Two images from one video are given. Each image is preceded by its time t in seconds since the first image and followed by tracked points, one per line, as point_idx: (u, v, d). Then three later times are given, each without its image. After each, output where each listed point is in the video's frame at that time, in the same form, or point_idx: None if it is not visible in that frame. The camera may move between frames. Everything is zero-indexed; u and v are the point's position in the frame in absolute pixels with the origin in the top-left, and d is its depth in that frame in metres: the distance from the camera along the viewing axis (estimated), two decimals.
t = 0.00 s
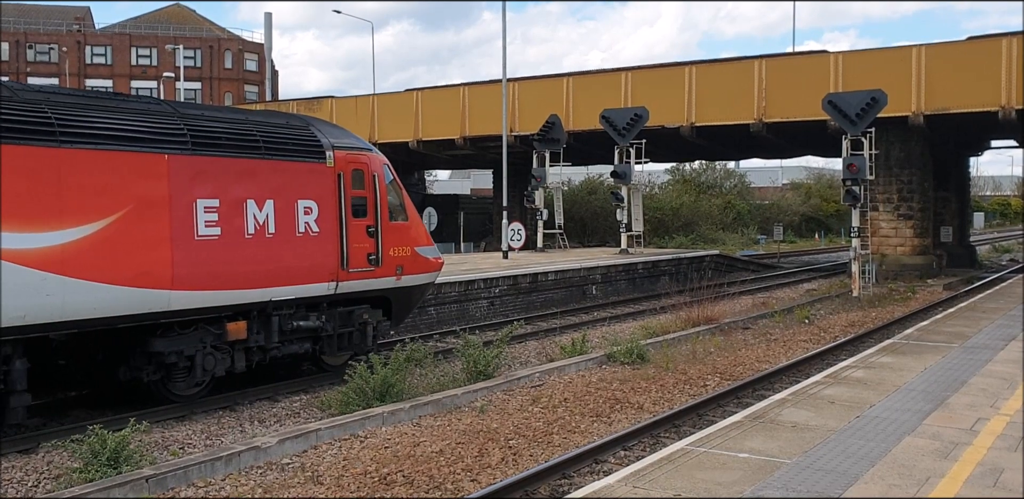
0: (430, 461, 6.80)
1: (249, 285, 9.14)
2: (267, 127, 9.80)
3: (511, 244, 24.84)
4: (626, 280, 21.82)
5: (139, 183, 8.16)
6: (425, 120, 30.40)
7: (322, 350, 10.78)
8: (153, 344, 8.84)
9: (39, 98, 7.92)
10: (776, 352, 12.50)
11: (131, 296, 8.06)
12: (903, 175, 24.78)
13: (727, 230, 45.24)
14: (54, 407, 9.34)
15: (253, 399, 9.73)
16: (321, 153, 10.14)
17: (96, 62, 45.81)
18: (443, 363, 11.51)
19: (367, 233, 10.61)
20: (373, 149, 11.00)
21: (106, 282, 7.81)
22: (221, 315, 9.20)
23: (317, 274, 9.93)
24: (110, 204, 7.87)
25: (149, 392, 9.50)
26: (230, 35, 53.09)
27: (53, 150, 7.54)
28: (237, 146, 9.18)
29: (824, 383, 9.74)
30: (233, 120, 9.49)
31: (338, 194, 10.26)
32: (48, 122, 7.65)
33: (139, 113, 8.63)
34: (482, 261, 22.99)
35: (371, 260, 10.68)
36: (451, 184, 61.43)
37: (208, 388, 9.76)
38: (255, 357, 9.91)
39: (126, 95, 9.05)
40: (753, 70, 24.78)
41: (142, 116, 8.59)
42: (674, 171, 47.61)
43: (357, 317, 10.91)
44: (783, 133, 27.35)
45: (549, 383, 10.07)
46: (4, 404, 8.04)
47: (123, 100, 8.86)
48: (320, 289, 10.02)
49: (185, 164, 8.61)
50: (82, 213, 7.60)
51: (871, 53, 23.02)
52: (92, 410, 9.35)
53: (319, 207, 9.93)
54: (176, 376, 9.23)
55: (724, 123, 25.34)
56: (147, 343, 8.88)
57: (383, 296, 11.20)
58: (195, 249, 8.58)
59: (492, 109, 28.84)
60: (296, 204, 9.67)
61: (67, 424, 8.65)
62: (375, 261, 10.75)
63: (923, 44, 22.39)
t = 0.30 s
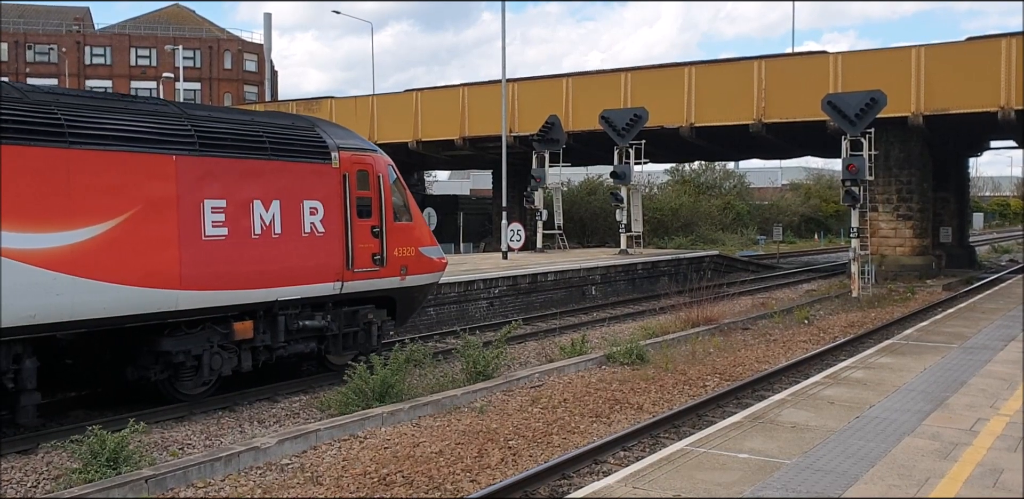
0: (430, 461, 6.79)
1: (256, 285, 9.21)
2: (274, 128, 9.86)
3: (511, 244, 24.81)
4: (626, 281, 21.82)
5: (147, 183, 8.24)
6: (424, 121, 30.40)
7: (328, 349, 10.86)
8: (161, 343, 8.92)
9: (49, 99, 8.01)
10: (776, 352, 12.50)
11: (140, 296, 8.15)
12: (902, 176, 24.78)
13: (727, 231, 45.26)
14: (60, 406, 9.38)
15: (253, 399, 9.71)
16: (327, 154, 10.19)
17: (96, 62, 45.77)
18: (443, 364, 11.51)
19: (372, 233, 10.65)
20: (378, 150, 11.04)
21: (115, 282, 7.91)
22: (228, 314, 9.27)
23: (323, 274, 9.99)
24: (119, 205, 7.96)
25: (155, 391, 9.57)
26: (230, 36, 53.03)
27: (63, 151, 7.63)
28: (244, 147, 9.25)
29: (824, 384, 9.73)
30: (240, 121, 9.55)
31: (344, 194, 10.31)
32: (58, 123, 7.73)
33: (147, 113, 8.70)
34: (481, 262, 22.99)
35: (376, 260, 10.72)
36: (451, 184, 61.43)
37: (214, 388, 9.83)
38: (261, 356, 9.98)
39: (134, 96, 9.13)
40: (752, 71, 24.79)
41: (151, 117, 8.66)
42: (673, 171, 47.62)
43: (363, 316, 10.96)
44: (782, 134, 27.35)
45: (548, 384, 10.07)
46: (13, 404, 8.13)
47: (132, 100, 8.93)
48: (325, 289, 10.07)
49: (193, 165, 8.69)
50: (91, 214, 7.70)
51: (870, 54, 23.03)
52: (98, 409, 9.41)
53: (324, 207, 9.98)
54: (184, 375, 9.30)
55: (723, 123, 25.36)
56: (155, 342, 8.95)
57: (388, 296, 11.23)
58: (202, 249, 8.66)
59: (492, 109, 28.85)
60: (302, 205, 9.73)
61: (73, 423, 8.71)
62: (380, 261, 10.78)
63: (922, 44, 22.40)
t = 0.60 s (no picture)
0: (429, 462, 6.78)
1: (262, 284, 9.26)
2: (280, 128, 9.91)
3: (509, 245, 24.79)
4: (625, 281, 21.82)
5: (156, 184, 8.30)
6: (423, 121, 30.39)
7: (333, 348, 10.91)
8: (169, 342, 8.96)
9: (60, 101, 8.07)
10: (774, 353, 12.49)
11: (148, 296, 8.21)
12: (901, 176, 24.79)
13: (726, 231, 45.26)
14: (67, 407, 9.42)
15: (251, 400, 9.69)
16: (333, 155, 10.25)
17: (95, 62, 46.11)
18: (442, 364, 11.52)
19: (377, 233, 10.70)
20: (382, 150, 11.10)
21: (124, 282, 7.97)
22: (235, 313, 9.32)
23: (329, 273, 10.03)
24: (128, 205, 8.02)
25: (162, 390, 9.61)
26: (229, 36, 53.12)
27: (73, 152, 7.69)
28: (251, 148, 9.31)
29: (823, 384, 9.73)
30: (247, 122, 9.61)
31: (349, 195, 10.37)
32: (68, 124, 7.80)
33: (156, 114, 8.77)
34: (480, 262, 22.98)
35: (381, 260, 10.77)
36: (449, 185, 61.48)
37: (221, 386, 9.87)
38: (267, 355, 10.02)
39: (143, 98, 9.19)
40: (751, 71, 24.79)
41: (160, 118, 8.73)
42: (672, 172, 47.62)
43: (368, 316, 10.99)
44: (781, 134, 27.36)
45: (547, 384, 10.06)
46: (24, 402, 8.20)
47: (140, 101, 8.99)
48: (331, 289, 10.11)
49: (201, 165, 8.75)
50: (101, 214, 7.75)
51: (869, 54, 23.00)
52: (109, 409, 9.43)
53: (330, 207, 10.04)
54: (192, 374, 9.35)
55: (723, 124, 25.35)
56: (163, 341, 8.99)
57: (392, 296, 11.27)
58: (210, 249, 8.71)
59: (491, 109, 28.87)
60: (309, 205, 9.79)
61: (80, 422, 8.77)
62: (385, 261, 10.83)
63: (920, 45, 22.37)
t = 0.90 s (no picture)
0: (428, 462, 6.78)
1: (271, 283, 9.35)
2: (287, 130, 10.01)
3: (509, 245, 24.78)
4: (624, 282, 21.83)
5: (167, 185, 8.39)
6: (423, 121, 30.40)
7: (340, 347, 11.05)
8: (179, 341, 9.08)
9: (72, 103, 8.17)
10: (774, 353, 12.50)
11: (159, 295, 8.30)
12: (900, 177, 24.78)
13: (726, 231, 45.24)
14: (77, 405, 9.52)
15: (250, 400, 9.70)
16: (340, 156, 10.35)
17: (94, 63, 46.93)
18: (443, 365, 11.53)
19: (383, 233, 10.81)
20: (388, 151, 11.21)
21: (136, 281, 8.05)
22: (244, 312, 9.43)
23: (336, 273, 10.14)
24: (139, 206, 8.11)
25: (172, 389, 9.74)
26: (229, 37, 53.34)
27: (85, 154, 7.78)
28: (259, 149, 9.40)
29: (823, 385, 9.73)
30: (255, 123, 9.70)
31: (356, 195, 10.47)
32: (80, 126, 7.89)
33: (165, 116, 8.86)
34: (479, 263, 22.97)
35: (387, 260, 10.87)
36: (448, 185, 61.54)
37: (230, 385, 10.01)
38: (276, 354, 10.15)
39: (152, 100, 9.28)
40: (751, 72, 24.80)
41: (169, 120, 8.82)
42: (672, 172, 47.63)
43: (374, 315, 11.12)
44: (780, 134, 27.37)
45: (547, 384, 10.06)
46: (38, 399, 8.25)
47: (150, 103, 9.09)
48: (338, 288, 10.22)
49: (211, 166, 8.84)
50: (113, 214, 7.84)
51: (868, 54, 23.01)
52: (114, 409, 9.49)
53: (337, 208, 10.13)
54: (201, 372, 9.49)
55: (723, 124, 25.35)
56: (173, 340, 9.12)
57: (398, 295, 11.39)
58: (220, 249, 8.80)
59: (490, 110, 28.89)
60: (316, 205, 9.89)
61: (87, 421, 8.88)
62: (391, 261, 10.94)
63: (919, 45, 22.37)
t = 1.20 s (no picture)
0: (428, 463, 6.79)
1: (280, 282, 9.43)
2: (296, 131, 10.11)
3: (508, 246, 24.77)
4: (624, 282, 21.82)
5: (178, 186, 8.50)
6: (422, 122, 30.40)
7: (347, 347, 11.10)
8: (190, 340, 9.15)
9: (85, 105, 8.28)
10: (773, 354, 12.49)
11: (170, 295, 8.41)
12: (900, 177, 24.80)
13: (725, 232, 45.20)
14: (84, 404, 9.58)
15: (250, 401, 9.69)
16: (347, 157, 10.43)
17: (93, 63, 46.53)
18: (442, 365, 11.49)
19: (390, 233, 10.87)
20: (395, 152, 11.27)
21: (148, 281, 8.17)
22: (253, 312, 9.52)
23: (344, 273, 10.21)
24: (151, 206, 8.22)
25: (181, 388, 9.79)
26: (228, 37, 53.20)
27: (99, 155, 7.90)
28: (269, 150, 9.50)
29: (822, 385, 9.73)
30: (265, 125, 9.80)
31: (364, 196, 10.54)
32: (94, 128, 8.00)
33: (177, 117, 8.96)
34: (478, 264, 22.96)
35: (394, 260, 10.94)
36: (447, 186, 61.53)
37: (239, 383, 10.04)
38: (284, 353, 10.22)
39: (164, 101, 9.39)
40: (750, 72, 24.80)
41: (181, 121, 8.92)
42: (671, 173, 47.63)
43: (381, 314, 11.20)
44: (780, 135, 27.39)
45: (546, 385, 10.06)
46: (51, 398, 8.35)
47: (162, 105, 9.19)
48: (346, 288, 10.29)
49: (221, 168, 8.94)
50: (125, 215, 7.96)
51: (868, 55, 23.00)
52: (115, 409, 9.47)
53: (344, 208, 10.21)
54: (211, 371, 9.56)
55: (723, 125, 25.34)
56: (184, 339, 9.18)
57: (405, 295, 11.45)
58: (230, 249, 8.91)
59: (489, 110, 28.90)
60: (325, 206, 9.98)
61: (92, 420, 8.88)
62: (398, 261, 11.00)
63: (918, 45, 22.38)
